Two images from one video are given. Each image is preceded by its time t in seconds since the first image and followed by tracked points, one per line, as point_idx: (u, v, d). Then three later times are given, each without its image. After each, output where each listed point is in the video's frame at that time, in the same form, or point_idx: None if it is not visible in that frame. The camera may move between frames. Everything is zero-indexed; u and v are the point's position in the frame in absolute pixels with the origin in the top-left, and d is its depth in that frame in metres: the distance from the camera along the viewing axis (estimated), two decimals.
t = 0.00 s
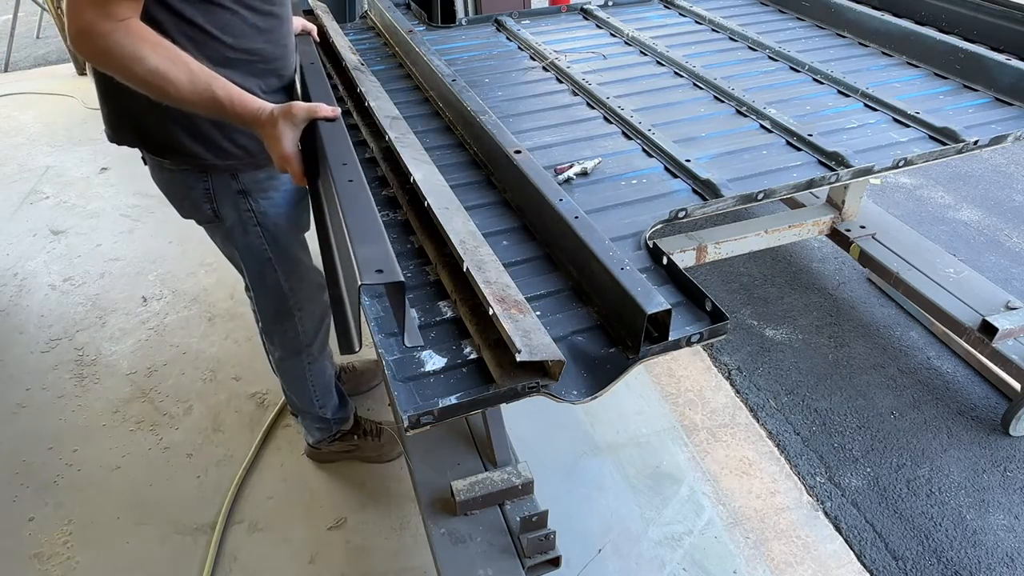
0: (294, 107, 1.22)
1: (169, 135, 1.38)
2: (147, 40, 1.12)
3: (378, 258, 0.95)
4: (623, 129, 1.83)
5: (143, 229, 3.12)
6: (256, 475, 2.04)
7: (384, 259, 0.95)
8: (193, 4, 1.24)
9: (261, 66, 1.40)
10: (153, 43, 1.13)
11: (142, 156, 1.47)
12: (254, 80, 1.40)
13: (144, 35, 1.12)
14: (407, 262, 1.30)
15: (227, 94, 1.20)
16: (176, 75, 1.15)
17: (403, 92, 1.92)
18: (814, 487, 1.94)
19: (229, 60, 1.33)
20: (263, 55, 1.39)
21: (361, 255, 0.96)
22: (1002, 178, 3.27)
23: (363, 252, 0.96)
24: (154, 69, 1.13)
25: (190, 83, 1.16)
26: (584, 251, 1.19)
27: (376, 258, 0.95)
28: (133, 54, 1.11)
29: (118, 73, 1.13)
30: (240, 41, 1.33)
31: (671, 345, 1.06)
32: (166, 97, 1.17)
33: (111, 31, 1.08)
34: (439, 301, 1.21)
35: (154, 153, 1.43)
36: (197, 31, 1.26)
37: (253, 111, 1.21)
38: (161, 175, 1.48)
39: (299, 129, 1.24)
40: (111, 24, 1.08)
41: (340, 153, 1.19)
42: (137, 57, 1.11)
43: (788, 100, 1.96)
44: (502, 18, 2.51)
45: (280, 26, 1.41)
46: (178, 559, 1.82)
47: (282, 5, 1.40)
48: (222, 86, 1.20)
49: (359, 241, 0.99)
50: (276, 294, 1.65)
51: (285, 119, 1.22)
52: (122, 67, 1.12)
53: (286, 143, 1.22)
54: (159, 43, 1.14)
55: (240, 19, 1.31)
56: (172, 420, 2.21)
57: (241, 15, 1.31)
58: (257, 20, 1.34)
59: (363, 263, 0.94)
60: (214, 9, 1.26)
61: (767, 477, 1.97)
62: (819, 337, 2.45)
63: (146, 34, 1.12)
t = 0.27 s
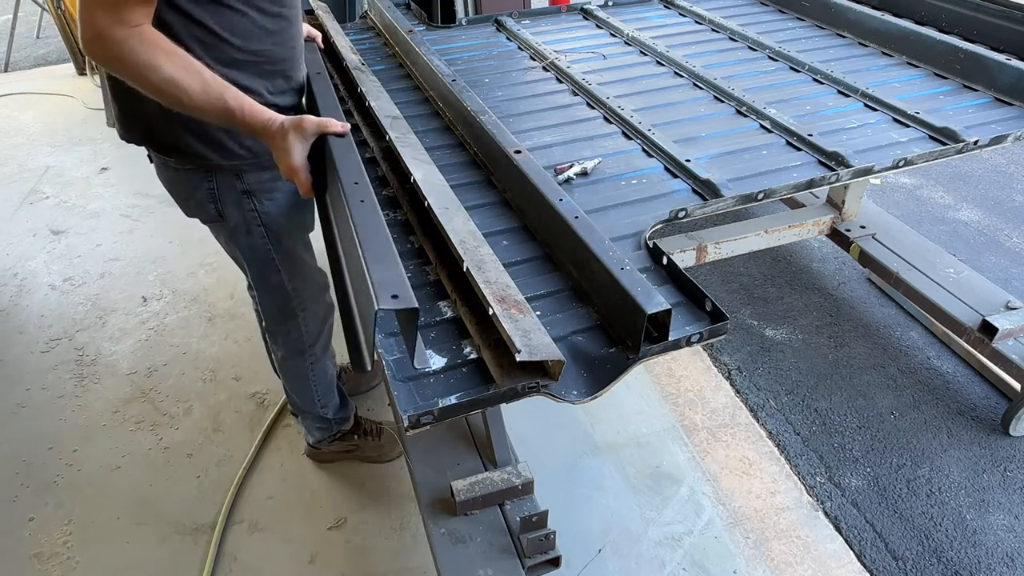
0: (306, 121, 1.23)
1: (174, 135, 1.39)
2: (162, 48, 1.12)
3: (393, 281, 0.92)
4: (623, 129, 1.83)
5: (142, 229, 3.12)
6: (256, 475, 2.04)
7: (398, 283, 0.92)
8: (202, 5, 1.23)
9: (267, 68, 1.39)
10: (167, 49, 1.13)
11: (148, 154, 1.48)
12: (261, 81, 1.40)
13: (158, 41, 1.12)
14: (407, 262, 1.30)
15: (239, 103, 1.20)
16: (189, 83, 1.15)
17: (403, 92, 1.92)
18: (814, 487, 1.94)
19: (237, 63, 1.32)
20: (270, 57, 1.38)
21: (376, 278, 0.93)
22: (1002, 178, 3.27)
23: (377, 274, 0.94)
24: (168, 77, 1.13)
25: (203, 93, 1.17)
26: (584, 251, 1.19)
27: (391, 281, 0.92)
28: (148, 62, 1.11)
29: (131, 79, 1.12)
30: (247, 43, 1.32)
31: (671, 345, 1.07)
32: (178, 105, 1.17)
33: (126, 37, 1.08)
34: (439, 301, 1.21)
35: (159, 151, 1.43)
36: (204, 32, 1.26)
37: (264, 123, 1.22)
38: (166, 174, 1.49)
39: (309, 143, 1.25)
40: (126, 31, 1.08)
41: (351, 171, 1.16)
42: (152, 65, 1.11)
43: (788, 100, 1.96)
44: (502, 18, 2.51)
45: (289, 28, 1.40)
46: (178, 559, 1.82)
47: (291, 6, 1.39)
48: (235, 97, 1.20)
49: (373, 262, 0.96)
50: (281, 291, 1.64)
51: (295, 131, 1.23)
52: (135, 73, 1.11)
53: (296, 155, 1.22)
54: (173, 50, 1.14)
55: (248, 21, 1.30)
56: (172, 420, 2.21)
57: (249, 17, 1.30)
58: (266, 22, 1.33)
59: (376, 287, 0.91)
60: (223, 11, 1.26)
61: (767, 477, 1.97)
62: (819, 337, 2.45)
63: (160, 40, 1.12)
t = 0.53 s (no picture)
0: (333, 130, 1.26)
1: (175, 135, 1.39)
2: (193, 59, 1.13)
3: (446, 294, 0.96)
4: (623, 129, 1.83)
5: (142, 229, 3.12)
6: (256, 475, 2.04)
7: (449, 296, 0.97)
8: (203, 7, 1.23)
9: (268, 69, 1.39)
10: (197, 60, 1.14)
11: (147, 154, 1.48)
12: (261, 82, 1.40)
13: (189, 52, 1.12)
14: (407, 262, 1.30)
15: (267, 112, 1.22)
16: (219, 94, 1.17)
17: (403, 92, 1.92)
18: (814, 487, 1.94)
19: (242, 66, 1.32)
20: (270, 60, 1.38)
21: (429, 292, 0.97)
22: (1002, 178, 3.27)
23: (429, 289, 0.97)
24: (200, 88, 1.15)
25: (234, 102, 1.20)
26: (584, 251, 1.19)
27: (444, 293, 0.97)
28: (180, 73, 1.12)
29: (162, 88, 1.14)
30: (249, 46, 1.32)
31: (671, 345, 1.07)
32: (209, 114, 1.19)
33: (158, 49, 1.09)
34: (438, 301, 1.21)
35: (159, 150, 1.43)
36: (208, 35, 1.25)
37: (291, 132, 1.25)
38: (166, 174, 1.48)
39: (336, 150, 1.28)
40: (158, 42, 1.08)
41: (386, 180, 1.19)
42: (184, 76, 1.13)
43: (788, 100, 1.96)
44: (502, 18, 2.51)
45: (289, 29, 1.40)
46: (178, 559, 1.82)
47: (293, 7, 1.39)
48: (263, 106, 1.22)
49: (422, 276, 1.00)
50: (280, 291, 1.64)
51: (322, 141, 1.26)
52: (166, 83, 1.13)
53: (323, 164, 1.27)
54: (204, 60, 1.15)
55: (252, 24, 1.30)
56: (172, 420, 2.21)
57: (253, 21, 1.29)
58: (269, 26, 1.33)
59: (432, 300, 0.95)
60: (226, 14, 1.25)
61: (767, 477, 1.97)
62: (819, 337, 2.45)
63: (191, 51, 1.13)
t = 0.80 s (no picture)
0: (356, 133, 1.28)
1: (178, 136, 1.39)
2: (222, 60, 1.13)
3: (462, 296, 0.98)
4: (623, 129, 1.83)
5: (142, 229, 3.12)
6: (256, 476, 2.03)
7: (465, 298, 0.98)
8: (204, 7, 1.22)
9: (268, 70, 1.39)
10: (224, 61, 1.14)
11: (147, 155, 1.48)
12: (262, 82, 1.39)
13: (216, 53, 1.12)
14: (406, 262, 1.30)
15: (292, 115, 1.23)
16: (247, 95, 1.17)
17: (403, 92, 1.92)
18: (814, 487, 1.94)
19: (246, 67, 1.32)
20: (270, 63, 1.38)
21: (445, 293, 0.99)
22: (1002, 178, 3.27)
23: (445, 290, 0.99)
24: (228, 89, 1.15)
25: (261, 104, 1.19)
26: (584, 251, 1.19)
27: (460, 295, 0.98)
28: (209, 74, 1.12)
29: (190, 89, 1.13)
30: (249, 47, 1.32)
31: (671, 345, 1.07)
32: (236, 116, 1.19)
33: (187, 50, 1.09)
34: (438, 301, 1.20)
35: (158, 150, 1.43)
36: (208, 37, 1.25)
37: (316, 134, 1.25)
38: (165, 174, 1.48)
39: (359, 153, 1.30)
40: (186, 42, 1.08)
41: (408, 184, 1.22)
42: (212, 78, 1.13)
43: (788, 100, 1.96)
44: (502, 18, 2.51)
45: (290, 30, 1.40)
46: (177, 560, 1.82)
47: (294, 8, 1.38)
48: (289, 108, 1.23)
49: (440, 279, 1.02)
50: (280, 291, 1.64)
51: (346, 143, 1.27)
52: (195, 85, 1.13)
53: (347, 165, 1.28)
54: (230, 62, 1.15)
55: (253, 27, 1.29)
56: (172, 420, 2.21)
57: (254, 23, 1.30)
58: (269, 27, 1.33)
59: (448, 302, 0.97)
60: (228, 19, 1.25)
61: (767, 477, 1.97)
62: (819, 337, 2.45)
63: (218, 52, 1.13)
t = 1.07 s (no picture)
0: (346, 150, 1.26)
1: (179, 132, 1.40)
2: (218, 66, 1.14)
3: (438, 330, 0.93)
4: (623, 129, 1.83)
5: (142, 229, 3.12)
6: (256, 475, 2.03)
7: (441, 332, 0.94)
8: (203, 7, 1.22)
9: (269, 70, 1.39)
10: (222, 68, 1.15)
11: (149, 151, 1.48)
12: (263, 82, 1.39)
13: (213, 60, 1.13)
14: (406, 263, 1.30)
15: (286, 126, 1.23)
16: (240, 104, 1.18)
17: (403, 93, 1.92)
18: (814, 487, 1.94)
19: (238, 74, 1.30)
20: (271, 63, 1.38)
21: (420, 327, 0.95)
22: (1002, 178, 3.27)
23: (421, 326, 0.95)
24: (221, 95, 1.15)
25: (254, 113, 1.20)
26: (584, 251, 1.19)
27: (434, 329, 0.94)
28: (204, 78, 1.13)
29: (184, 93, 1.14)
30: (250, 47, 1.32)
31: (671, 345, 1.07)
32: (229, 122, 1.19)
33: (183, 54, 1.10)
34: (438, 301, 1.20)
35: (160, 146, 1.43)
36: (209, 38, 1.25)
37: (307, 149, 1.24)
38: (166, 171, 1.48)
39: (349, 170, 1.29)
40: (182, 46, 1.09)
41: (392, 208, 1.18)
42: (208, 83, 1.13)
43: (788, 100, 1.96)
44: (502, 18, 2.51)
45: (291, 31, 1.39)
46: (177, 560, 1.81)
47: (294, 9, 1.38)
48: (282, 120, 1.23)
49: (417, 311, 0.97)
50: (278, 290, 1.64)
51: (337, 159, 1.26)
52: (190, 88, 1.13)
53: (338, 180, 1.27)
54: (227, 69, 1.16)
55: (254, 26, 1.29)
56: (172, 420, 2.21)
57: (255, 23, 1.29)
58: (270, 28, 1.33)
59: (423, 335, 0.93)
60: (229, 19, 1.25)
61: (767, 477, 1.97)
62: (819, 337, 2.45)
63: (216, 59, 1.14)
